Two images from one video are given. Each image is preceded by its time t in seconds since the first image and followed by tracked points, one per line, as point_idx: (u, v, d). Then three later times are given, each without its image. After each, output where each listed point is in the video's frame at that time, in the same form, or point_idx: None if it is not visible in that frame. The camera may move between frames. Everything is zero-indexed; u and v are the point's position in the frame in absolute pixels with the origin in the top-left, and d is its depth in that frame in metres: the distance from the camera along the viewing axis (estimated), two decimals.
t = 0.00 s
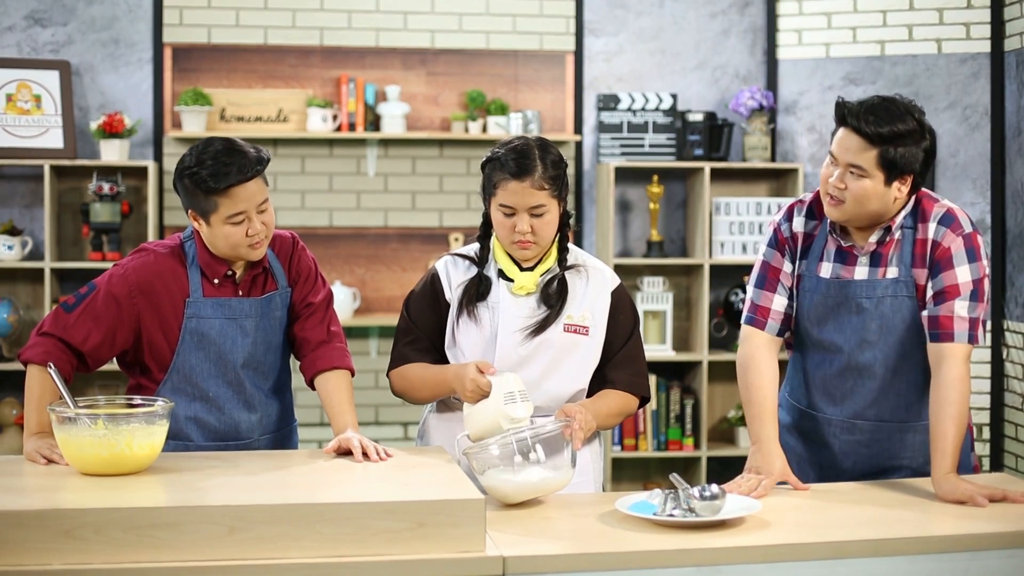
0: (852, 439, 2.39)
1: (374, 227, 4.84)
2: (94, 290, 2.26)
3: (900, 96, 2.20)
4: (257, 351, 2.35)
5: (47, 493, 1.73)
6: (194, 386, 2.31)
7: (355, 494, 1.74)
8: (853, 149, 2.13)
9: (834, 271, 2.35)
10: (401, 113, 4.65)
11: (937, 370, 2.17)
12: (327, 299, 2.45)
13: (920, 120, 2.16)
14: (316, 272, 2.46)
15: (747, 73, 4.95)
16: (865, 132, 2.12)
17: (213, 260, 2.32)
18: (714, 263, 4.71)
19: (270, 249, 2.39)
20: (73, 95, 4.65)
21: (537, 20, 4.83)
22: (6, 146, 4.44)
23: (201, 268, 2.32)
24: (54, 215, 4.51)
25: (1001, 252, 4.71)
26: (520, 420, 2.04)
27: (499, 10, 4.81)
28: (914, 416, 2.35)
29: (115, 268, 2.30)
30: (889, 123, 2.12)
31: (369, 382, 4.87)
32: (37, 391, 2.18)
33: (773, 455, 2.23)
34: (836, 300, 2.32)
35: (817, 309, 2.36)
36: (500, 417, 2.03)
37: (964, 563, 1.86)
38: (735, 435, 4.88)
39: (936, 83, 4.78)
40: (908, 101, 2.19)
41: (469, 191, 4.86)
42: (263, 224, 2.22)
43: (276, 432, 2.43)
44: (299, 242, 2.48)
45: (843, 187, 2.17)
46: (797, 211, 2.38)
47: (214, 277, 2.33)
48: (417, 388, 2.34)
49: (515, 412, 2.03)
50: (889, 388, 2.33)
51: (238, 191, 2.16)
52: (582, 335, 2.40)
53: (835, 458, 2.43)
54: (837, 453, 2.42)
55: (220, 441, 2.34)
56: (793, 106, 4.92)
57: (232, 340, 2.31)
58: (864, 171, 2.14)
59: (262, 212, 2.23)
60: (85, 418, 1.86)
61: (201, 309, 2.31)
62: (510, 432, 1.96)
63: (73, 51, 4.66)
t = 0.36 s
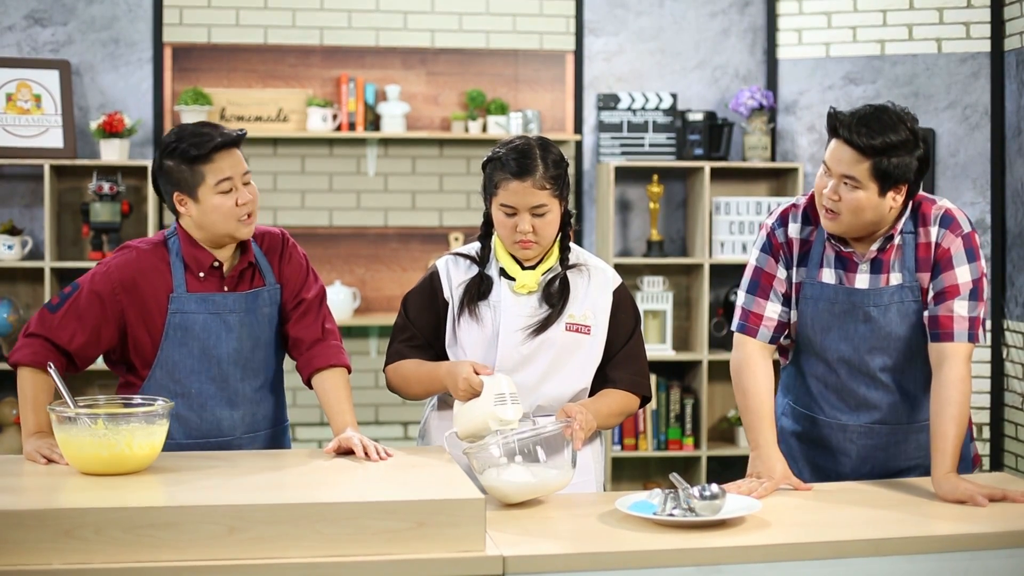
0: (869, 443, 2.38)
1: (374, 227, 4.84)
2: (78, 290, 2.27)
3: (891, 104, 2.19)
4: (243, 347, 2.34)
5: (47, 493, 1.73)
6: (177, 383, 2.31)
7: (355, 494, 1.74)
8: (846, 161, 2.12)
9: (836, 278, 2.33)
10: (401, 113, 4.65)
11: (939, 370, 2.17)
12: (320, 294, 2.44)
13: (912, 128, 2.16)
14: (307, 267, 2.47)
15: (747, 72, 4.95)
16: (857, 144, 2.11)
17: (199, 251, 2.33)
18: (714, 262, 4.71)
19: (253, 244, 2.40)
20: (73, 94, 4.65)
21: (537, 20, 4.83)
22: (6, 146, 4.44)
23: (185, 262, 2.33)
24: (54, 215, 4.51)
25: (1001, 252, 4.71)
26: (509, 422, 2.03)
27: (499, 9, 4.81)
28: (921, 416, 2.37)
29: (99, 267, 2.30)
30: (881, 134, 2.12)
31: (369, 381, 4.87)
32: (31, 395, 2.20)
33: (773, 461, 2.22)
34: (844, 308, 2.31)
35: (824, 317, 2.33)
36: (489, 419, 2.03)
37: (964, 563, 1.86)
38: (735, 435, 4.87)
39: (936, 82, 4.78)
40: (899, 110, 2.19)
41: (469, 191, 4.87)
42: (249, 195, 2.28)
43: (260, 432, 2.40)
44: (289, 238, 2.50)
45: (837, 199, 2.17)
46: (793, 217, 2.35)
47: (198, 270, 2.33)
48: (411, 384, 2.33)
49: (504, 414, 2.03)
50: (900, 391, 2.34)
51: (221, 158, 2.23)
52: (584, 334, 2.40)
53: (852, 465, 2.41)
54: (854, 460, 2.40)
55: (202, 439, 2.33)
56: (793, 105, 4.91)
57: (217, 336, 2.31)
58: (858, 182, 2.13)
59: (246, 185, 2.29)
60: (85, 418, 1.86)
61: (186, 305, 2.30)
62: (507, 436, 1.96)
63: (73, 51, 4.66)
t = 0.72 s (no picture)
0: (855, 441, 2.37)
1: (374, 227, 4.84)
2: (22, 308, 2.29)
3: (899, 102, 2.19)
4: (183, 343, 2.35)
5: (46, 493, 1.73)
6: (120, 384, 2.32)
7: (354, 494, 1.74)
8: (854, 158, 2.13)
9: (831, 273, 2.37)
10: (401, 113, 4.65)
11: (938, 370, 2.16)
12: (284, 297, 2.47)
13: (920, 127, 2.16)
14: (263, 265, 2.49)
15: (747, 72, 4.95)
16: (866, 141, 2.11)
17: (134, 248, 2.37)
18: (715, 262, 4.71)
19: (195, 238, 2.42)
20: (73, 95, 4.65)
21: (537, 20, 4.83)
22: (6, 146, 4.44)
23: (122, 261, 2.36)
24: (54, 215, 4.51)
25: (1001, 252, 4.71)
26: (513, 419, 2.01)
27: (499, 9, 4.82)
28: (916, 417, 2.35)
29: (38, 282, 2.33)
30: (890, 132, 2.12)
31: (369, 381, 4.87)
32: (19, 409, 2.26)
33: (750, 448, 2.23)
34: (835, 301, 2.34)
35: (815, 311, 2.37)
36: (494, 417, 2.00)
37: (964, 562, 1.86)
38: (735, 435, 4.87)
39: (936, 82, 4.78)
40: (907, 107, 2.19)
41: (469, 191, 4.87)
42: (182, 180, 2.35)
43: (205, 430, 2.40)
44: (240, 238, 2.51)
45: (842, 195, 2.17)
46: (790, 213, 2.42)
47: (134, 268, 2.37)
48: (418, 387, 2.31)
49: (509, 411, 2.00)
50: (892, 391, 2.32)
51: (151, 143, 2.32)
52: (585, 333, 2.40)
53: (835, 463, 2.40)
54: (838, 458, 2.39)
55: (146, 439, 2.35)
56: (793, 105, 4.92)
57: (155, 332, 2.33)
58: (864, 180, 2.13)
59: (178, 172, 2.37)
60: (85, 418, 1.86)
61: (123, 303, 2.32)
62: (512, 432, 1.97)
63: (73, 51, 4.65)
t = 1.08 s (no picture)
0: (849, 440, 2.36)
1: (374, 227, 4.84)
2: None
3: (893, 112, 2.18)
4: (156, 338, 2.35)
5: (47, 493, 1.73)
6: (95, 382, 2.32)
7: (354, 494, 1.74)
8: (852, 172, 2.12)
9: (827, 272, 2.36)
10: (401, 113, 4.65)
11: (937, 371, 2.16)
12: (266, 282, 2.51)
13: (915, 135, 2.15)
14: (240, 262, 2.53)
15: (747, 73, 4.95)
16: (862, 154, 2.11)
17: (101, 248, 2.36)
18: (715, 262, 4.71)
19: (162, 235, 2.43)
20: (73, 95, 4.65)
21: (537, 20, 4.83)
22: (6, 146, 4.43)
23: (91, 261, 2.36)
24: (54, 215, 4.50)
25: (1000, 252, 4.71)
26: (522, 419, 2.02)
27: (499, 9, 4.82)
28: (912, 418, 2.34)
29: (11, 293, 2.34)
30: (886, 143, 2.11)
31: (368, 381, 4.87)
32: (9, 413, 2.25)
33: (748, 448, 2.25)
34: (832, 301, 2.34)
35: (811, 309, 2.37)
36: (501, 417, 2.01)
37: (963, 562, 1.86)
38: (735, 435, 4.87)
39: (936, 82, 4.78)
40: (901, 116, 2.18)
41: (469, 191, 4.87)
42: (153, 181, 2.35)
43: (186, 424, 2.39)
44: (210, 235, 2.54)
45: (842, 207, 2.17)
46: (790, 211, 2.42)
47: (104, 268, 2.36)
48: (417, 390, 2.32)
49: (516, 410, 2.01)
50: (887, 391, 2.32)
51: (122, 144, 2.32)
52: (584, 334, 2.40)
53: (829, 462, 2.39)
54: (832, 457, 2.39)
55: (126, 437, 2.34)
56: (793, 105, 4.91)
57: (128, 329, 2.33)
58: (862, 192, 2.14)
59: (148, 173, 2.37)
60: (85, 418, 1.86)
61: (94, 302, 2.32)
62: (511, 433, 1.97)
63: (73, 51, 4.65)
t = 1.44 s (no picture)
0: (858, 441, 2.37)
1: (379, 228, 4.84)
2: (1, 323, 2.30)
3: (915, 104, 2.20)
4: (160, 341, 2.35)
5: (52, 493, 1.74)
6: (99, 385, 2.32)
7: (360, 494, 1.74)
8: (862, 152, 2.14)
9: (836, 275, 2.34)
10: (406, 113, 4.65)
11: (943, 369, 2.17)
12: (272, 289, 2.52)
13: (931, 129, 2.17)
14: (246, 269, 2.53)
15: (752, 72, 4.95)
16: (875, 134, 2.13)
17: (106, 251, 2.37)
18: (719, 262, 4.71)
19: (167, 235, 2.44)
20: (78, 95, 4.65)
21: (542, 20, 4.83)
22: (11, 147, 4.43)
23: (95, 264, 2.36)
24: (59, 216, 4.51)
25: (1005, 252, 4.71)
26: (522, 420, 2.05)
27: (503, 9, 4.82)
28: (920, 420, 2.34)
29: (14, 296, 2.33)
30: (901, 129, 2.13)
31: (374, 382, 4.88)
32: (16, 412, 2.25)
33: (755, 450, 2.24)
34: (840, 303, 2.33)
35: (819, 312, 2.36)
36: (502, 417, 2.03)
37: (969, 562, 1.86)
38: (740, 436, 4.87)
39: (941, 82, 4.77)
40: (921, 109, 2.20)
41: (474, 191, 4.87)
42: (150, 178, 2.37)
43: (190, 426, 2.39)
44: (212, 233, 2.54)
45: (847, 187, 2.17)
46: (798, 215, 2.39)
47: (107, 270, 2.36)
48: (422, 389, 2.32)
49: (516, 412, 2.04)
50: (896, 393, 2.32)
51: (118, 142, 2.34)
52: (587, 335, 2.41)
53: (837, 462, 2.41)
54: (840, 457, 2.40)
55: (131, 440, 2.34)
56: (798, 105, 4.91)
57: (131, 331, 2.33)
58: (869, 174, 2.14)
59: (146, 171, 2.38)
60: (89, 418, 1.86)
61: (98, 304, 2.31)
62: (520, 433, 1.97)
63: (78, 51, 4.66)
